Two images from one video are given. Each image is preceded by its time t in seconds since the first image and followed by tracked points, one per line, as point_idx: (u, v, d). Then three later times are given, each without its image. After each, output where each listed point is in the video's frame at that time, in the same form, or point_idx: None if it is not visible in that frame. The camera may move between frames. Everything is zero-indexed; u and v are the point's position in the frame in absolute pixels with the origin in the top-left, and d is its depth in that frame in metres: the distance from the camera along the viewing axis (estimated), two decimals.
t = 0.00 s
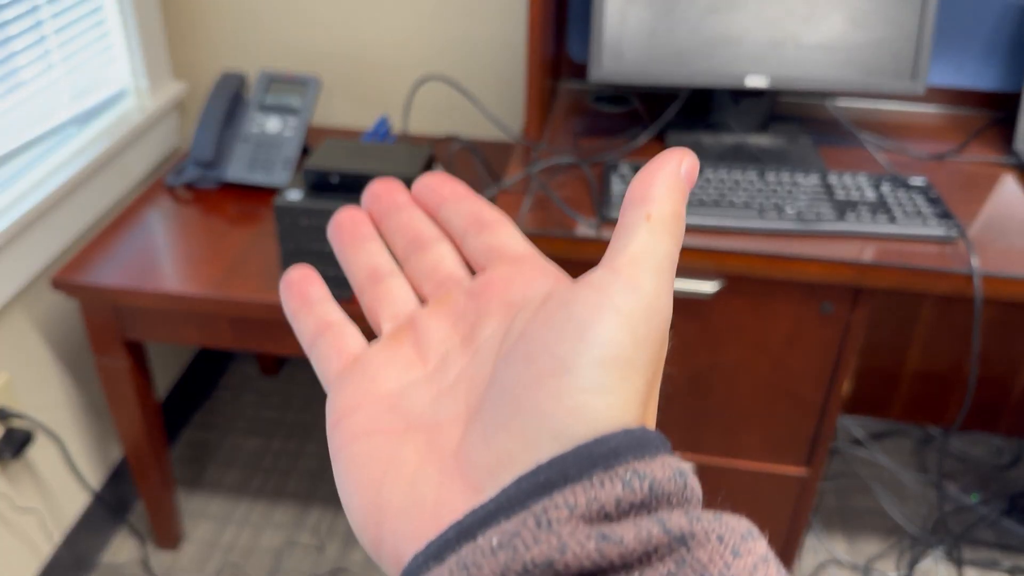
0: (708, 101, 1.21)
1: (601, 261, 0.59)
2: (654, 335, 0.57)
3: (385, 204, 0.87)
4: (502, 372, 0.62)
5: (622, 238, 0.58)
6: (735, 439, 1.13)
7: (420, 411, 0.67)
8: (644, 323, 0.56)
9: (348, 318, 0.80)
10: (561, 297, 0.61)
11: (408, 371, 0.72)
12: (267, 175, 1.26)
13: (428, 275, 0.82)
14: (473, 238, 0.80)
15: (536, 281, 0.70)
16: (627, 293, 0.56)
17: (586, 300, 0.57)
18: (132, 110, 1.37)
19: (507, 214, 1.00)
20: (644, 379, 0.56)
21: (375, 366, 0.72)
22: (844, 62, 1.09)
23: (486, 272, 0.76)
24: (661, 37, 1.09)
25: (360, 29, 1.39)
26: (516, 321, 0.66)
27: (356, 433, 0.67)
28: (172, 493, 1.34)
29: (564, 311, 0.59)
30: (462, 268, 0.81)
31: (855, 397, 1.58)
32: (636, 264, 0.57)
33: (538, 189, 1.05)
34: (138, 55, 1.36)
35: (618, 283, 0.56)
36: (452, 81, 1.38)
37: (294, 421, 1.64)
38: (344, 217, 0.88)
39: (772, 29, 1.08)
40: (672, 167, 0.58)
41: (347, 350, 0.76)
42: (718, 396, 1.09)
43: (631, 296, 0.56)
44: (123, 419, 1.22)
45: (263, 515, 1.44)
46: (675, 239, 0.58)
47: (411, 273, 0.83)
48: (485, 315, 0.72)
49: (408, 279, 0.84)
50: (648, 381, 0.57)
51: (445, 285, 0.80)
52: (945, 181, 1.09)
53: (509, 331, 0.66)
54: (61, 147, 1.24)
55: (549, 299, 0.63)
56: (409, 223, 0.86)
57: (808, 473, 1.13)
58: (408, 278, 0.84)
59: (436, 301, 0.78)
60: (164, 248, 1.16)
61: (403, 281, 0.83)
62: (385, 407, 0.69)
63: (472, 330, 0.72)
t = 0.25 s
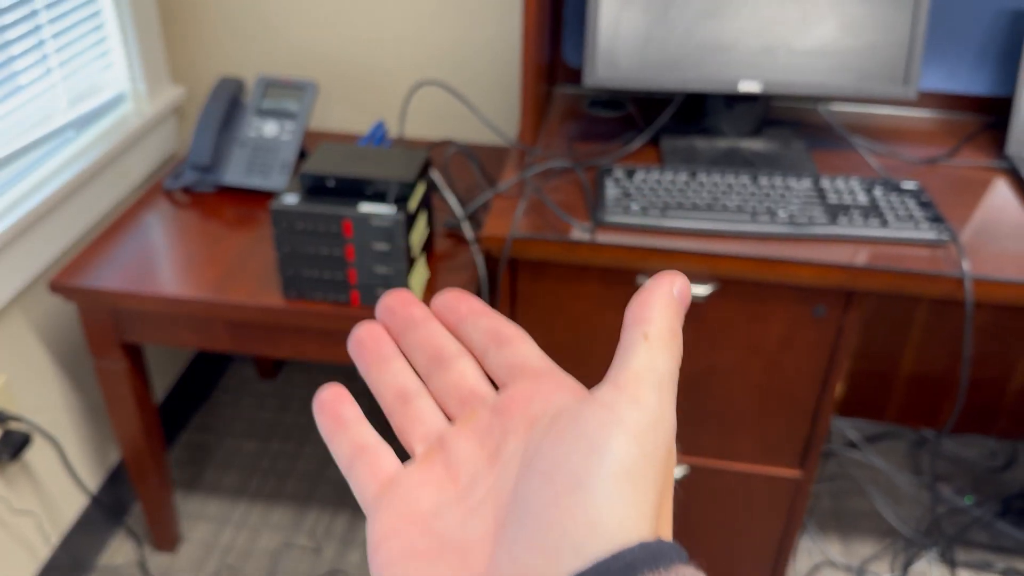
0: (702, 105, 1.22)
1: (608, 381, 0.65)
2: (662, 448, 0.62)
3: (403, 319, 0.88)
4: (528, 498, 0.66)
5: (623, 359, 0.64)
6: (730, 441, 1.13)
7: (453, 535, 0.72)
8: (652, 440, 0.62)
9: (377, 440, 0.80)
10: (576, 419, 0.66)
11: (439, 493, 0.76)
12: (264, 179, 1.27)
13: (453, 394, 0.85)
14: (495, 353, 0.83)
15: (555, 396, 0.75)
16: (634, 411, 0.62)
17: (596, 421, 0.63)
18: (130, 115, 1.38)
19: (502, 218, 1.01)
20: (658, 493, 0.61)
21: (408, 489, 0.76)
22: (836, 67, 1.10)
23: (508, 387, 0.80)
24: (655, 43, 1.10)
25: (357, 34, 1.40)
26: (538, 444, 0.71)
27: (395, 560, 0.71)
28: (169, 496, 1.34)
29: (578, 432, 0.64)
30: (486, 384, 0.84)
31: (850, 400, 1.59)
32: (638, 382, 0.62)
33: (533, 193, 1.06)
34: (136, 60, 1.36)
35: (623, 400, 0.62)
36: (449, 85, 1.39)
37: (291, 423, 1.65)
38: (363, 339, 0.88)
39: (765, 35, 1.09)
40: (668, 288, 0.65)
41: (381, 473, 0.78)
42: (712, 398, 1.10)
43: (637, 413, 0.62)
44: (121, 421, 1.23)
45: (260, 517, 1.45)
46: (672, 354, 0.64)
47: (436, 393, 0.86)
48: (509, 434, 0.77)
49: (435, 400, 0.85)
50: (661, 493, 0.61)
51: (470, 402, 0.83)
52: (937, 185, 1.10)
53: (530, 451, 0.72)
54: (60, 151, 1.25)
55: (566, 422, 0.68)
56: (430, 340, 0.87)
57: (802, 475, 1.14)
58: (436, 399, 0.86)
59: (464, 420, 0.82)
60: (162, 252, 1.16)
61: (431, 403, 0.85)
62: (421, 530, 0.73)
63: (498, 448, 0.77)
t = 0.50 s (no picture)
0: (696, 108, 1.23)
1: (675, 434, 0.66)
2: (730, 506, 0.64)
3: (450, 339, 0.90)
4: (587, 545, 0.70)
5: (692, 414, 0.65)
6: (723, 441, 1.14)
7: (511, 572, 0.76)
8: (722, 499, 0.63)
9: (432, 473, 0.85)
10: (641, 470, 0.67)
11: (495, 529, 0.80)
12: (262, 181, 1.28)
13: (502, 422, 0.88)
14: (544, 381, 0.85)
15: (610, 437, 0.78)
16: (702, 469, 0.63)
17: (668, 479, 0.64)
18: (129, 118, 1.39)
19: (497, 220, 1.02)
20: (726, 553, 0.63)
21: (464, 524, 0.81)
22: (828, 71, 1.11)
23: (558, 419, 0.83)
24: (649, 47, 1.11)
25: (355, 37, 1.42)
26: (595, 486, 0.74)
27: None
28: (167, 496, 1.35)
29: (650, 485, 0.65)
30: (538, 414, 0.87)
31: (844, 401, 1.60)
32: (708, 439, 0.64)
33: (528, 195, 1.07)
34: (135, 63, 1.38)
35: (694, 457, 0.64)
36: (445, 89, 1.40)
37: (289, 425, 1.66)
38: (414, 357, 0.91)
39: (757, 39, 1.10)
40: (727, 337, 0.66)
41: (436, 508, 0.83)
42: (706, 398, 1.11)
43: (708, 471, 0.63)
44: (119, 422, 1.24)
45: (258, 517, 1.46)
46: (737, 407, 0.65)
47: (485, 418, 0.89)
48: (564, 470, 0.79)
49: (483, 424, 0.89)
50: (728, 553, 0.63)
51: (521, 432, 0.86)
52: (928, 187, 1.11)
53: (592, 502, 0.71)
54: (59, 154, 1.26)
55: (628, 470, 0.69)
56: (477, 362, 0.89)
57: (795, 474, 1.15)
58: (483, 422, 0.89)
59: (515, 451, 0.84)
60: (160, 254, 1.17)
61: (480, 427, 0.89)
62: (478, 567, 0.78)
63: (552, 486, 0.80)
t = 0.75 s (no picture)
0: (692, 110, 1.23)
1: (719, 364, 0.60)
2: (779, 448, 0.59)
3: (462, 259, 0.85)
4: (620, 475, 0.65)
5: (738, 342, 0.59)
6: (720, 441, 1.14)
7: (528, 501, 0.72)
8: (773, 438, 0.58)
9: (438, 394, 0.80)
10: (684, 404, 0.61)
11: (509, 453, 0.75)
12: (258, 182, 1.28)
13: (513, 341, 0.83)
14: (558, 304, 0.80)
15: (634, 360, 0.72)
16: (753, 404, 0.58)
17: (713, 411, 0.59)
18: (126, 119, 1.39)
19: (494, 221, 1.02)
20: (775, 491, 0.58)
21: (474, 447, 0.75)
22: (824, 73, 1.11)
23: (576, 342, 0.78)
24: (646, 48, 1.11)
25: (352, 39, 1.42)
26: (625, 414, 0.69)
27: (466, 525, 0.71)
28: (164, 498, 1.35)
29: (692, 418, 0.60)
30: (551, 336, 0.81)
31: (842, 402, 1.60)
32: (759, 372, 0.58)
33: (525, 196, 1.07)
34: (132, 65, 1.38)
35: (743, 391, 0.58)
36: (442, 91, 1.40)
37: (286, 426, 1.66)
38: (420, 273, 0.85)
39: (754, 41, 1.10)
40: (789, 261, 0.59)
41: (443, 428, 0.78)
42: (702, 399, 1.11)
43: (758, 408, 0.58)
44: (116, 424, 1.24)
45: (255, 518, 1.46)
46: (788, 337, 0.59)
47: (496, 338, 0.84)
48: (584, 396, 0.75)
49: (492, 343, 0.84)
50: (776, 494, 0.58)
51: (533, 353, 0.81)
52: (924, 189, 1.11)
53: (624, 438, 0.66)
54: (55, 156, 1.26)
55: (666, 405, 0.63)
56: (489, 282, 0.84)
57: (791, 475, 1.15)
58: (493, 341, 0.84)
59: (527, 373, 0.79)
60: (157, 255, 1.17)
61: (488, 345, 0.83)
62: (490, 493, 0.73)
63: (570, 410, 0.75)
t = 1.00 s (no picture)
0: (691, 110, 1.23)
1: (728, 400, 0.61)
2: (790, 483, 0.60)
3: (457, 272, 0.83)
4: (628, 514, 0.64)
5: (748, 376, 0.59)
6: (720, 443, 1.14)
7: (532, 536, 0.71)
8: (783, 474, 0.59)
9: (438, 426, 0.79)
10: (693, 440, 0.61)
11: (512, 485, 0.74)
12: (255, 183, 1.27)
13: (513, 362, 0.81)
14: (558, 320, 0.79)
15: (638, 390, 0.72)
16: (765, 441, 0.59)
17: (724, 450, 0.59)
18: (122, 119, 1.38)
19: (493, 222, 1.01)
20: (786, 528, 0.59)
21: (476, 480, 0.74)
22: (825, 72, 1.11)
23: (578, 365, 0.77)
24: (645, 48, 1.10)
25: (349, 38, 1.41)
26: (631, 446, 0.68)
27: (469, 562, 0.71)
28: (160, 500, 1.34)
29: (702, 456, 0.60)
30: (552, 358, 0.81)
31: (842, 404, 1.59)
32: (771, 409, 0.59)
33: (524, 196, 1.06)
34: (128, 64, 1.36)
35: (755, 429, 0.59)
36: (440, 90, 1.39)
37: (284, 428, 1.65)
38: (415, 290, 0.84)
39: (754, 41, 1.10)
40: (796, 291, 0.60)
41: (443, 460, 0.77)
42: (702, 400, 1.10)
43: (769, 445, 0.59)
44: (112, 426, 1.23)
45: (252, 520, 1.45)
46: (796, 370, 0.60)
47: (496, 358, 0.83)
48: (587, 424, 0.74)
49: (492, 364, 0.83)
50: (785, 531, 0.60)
51: (533, 374, 0.80)
52: (926, 189, 1.10)
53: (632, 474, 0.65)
54: (50, 156, 1.25)
55: (674, 440, 0.63)
56: (488, 296, 0.83)
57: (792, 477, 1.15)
58: (492, 362, 0.83)
59: (528, 397, 0.78)
60: (152, 256, 1.16)
61: (487, 366, 0.82)
62: (493, 527, 0.72)
63: (574, 441, 0.74)
